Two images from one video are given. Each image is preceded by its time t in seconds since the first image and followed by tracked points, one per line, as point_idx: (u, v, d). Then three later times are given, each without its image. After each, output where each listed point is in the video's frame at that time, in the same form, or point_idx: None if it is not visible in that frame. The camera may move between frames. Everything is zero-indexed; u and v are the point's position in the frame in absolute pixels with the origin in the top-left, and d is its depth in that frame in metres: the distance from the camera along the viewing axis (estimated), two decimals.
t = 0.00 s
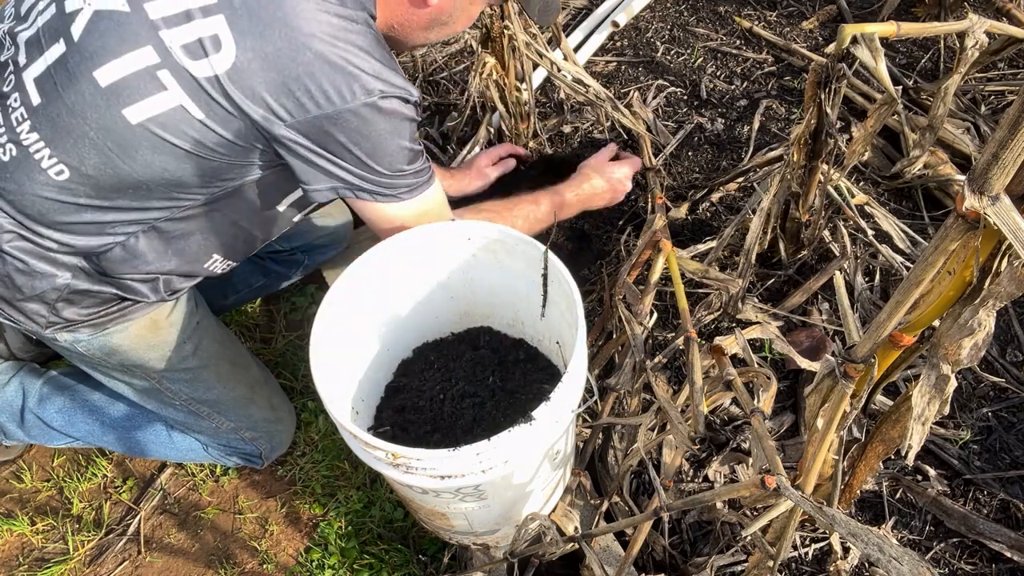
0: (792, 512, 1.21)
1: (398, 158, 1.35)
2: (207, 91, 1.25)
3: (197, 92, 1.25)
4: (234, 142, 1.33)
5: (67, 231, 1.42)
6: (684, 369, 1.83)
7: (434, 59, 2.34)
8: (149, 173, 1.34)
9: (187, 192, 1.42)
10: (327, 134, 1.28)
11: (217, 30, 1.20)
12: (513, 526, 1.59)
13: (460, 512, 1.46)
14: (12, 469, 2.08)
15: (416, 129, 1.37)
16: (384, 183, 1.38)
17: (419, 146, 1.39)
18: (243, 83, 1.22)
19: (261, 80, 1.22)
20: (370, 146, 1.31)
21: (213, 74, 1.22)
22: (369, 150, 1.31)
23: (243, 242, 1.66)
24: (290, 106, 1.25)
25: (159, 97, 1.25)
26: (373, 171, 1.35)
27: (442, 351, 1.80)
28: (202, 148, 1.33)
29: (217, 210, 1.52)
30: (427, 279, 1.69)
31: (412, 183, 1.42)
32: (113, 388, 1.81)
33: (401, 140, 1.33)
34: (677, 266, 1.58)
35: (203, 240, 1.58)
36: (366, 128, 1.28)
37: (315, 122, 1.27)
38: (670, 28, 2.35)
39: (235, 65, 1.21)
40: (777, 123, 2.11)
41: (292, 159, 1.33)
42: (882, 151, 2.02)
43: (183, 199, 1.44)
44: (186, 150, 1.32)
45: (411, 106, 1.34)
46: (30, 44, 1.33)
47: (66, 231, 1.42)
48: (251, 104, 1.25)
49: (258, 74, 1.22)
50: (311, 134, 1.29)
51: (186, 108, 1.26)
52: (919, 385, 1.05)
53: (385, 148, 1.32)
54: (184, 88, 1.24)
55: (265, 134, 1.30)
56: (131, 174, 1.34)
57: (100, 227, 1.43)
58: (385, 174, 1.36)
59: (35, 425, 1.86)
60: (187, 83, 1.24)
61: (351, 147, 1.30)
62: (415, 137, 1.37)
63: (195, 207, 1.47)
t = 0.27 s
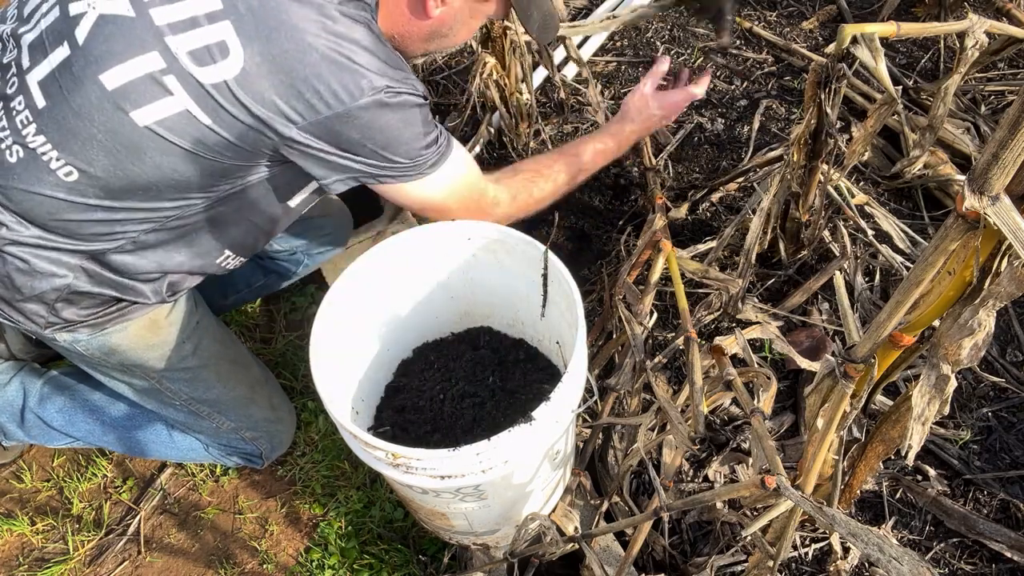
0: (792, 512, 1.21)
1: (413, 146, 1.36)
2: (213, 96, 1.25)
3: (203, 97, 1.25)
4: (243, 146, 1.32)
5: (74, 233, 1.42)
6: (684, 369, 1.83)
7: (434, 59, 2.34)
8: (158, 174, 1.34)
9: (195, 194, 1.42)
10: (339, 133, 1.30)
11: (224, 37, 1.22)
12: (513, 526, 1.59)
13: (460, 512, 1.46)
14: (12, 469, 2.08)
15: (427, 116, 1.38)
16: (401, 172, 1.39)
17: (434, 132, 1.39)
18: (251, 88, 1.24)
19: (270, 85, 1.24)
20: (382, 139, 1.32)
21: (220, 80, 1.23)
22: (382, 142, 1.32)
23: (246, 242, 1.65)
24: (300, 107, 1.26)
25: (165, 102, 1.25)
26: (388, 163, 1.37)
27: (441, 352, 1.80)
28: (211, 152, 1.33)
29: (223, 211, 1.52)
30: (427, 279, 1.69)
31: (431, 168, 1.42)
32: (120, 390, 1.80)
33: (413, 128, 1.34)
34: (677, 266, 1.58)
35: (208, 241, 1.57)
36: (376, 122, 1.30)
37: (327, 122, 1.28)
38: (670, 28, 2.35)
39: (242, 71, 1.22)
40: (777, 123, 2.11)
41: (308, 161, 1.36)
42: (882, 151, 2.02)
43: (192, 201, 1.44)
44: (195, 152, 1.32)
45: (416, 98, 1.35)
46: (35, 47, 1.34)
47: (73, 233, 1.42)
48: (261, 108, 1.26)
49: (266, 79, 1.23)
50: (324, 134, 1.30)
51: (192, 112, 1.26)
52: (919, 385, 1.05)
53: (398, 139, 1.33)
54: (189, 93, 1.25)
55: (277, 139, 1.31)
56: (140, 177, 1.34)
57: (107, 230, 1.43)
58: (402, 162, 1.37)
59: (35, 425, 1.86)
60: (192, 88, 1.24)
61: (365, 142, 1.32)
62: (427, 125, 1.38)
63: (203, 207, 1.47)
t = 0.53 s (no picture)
0: (792, 512, 1.21)
1: (395, 155, 1.36)
2: (215, 81, 1.25)
3: (206, 81, 1.25)
4: (241, 136, 1.31)
5: (75, 225, 1.40)
6: (684, 369, 1.83)
7: (434, 59, 2.34)
8: (157, 164, 1.32)
9: (194, 189, 1.39)
10: (333, 123, 1.27)
11: (229, 18, 1.22)
12: (513, 525, 1.59)
13: (460, 512, 1.46)
14: (12, 469, 2.08)
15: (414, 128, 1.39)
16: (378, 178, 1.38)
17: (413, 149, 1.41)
18: (253, 71, 1.23)
19: (270, 67, 1.23)
20: (374, 138, 1.31)
21: (224, 61, 1.23)
22: (371, 143, 1.31)
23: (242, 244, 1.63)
24: (298, 92, 1.24)
25: (168, 87, 1.25)
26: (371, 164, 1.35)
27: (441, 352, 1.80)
28: (210, 143, 1.31)
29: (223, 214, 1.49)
30: (427, 279, 1.69)
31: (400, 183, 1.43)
32: (121, 392, 1.80)
33: (399, 138, 1.34)
34: (677, 266, 1.58)
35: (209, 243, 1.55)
36: (373, 119, 1.28)
37: (323, 109, 1.26)
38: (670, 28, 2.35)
39: (246, 50, 1.22)
40: (777, 123, 2.11)
41: (291, 150, 1.31)
42: (882, 151, 2.02)
43: (192, 198, 1.41)
44: (195, 142, 1.30)
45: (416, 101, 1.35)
46: (42, 39, 1.35)
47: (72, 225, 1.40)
48: (260, 93, 1.24)
49: (268, 61, 1.22)
50: (316, 122, 1.27)
51: (193, 98, 1.26)
52: (919, 385, 1.05)
53: (387, 141, 1.33)
54: (192, 78, 1.25)
55: (268, 122, 1.28)
56: (139, 166, 1.32)
57: (106, 223, 1.41)
58: (379, 170, 1.37)
59: (35, 425, 1.86)
60: (195, 72, 1.24)
61: (354, 138, 1.30)
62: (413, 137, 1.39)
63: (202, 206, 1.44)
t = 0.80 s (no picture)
0: (792, 512, 1.21)
1: (424, 175, 1.38)
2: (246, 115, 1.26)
3: (236, 113, 1.26)
4: (268, 164, 1.33)
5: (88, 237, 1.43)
6: (684, 369, 1.84)
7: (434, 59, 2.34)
8: (179, 184, 1.36)
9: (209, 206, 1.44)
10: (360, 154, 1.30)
11: (263, 57, 1.23)
12: (513, 526, 1.59)
13: (460, 512, 1.46)
14: (12, 469, 2.08)
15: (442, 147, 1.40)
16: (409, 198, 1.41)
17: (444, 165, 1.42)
18: (282, 107, 1.25)
19: (299, 104, 1.25)
20: (401, 163, 1.33)
21: (256, 97, 1.24)
22: (399, 168, 1.33)
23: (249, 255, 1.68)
24: (327, 126, 1.27)
25: (198, 116, 1.27)
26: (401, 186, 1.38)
27: (441, 351, 1.80)
28: (232, 167, 1.34)
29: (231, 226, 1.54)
30: (427, 279, 1.69)
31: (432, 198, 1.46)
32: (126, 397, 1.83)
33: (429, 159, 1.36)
34: (677, 266, 1.58)
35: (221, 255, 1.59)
36: (400, 146, 1.30)
37: (351, 142, 1.28)
38: (670, 28, 2.35)
39: (277, 88, 1.23)
40: (777, 123, 2.11)
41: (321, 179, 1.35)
42: (881, 151, 2.02)
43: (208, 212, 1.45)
44: (217, 165, 1.34)
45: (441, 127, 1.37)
46: (66, 53, 1.34)
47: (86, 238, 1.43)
48: (289, 127, 1.27)
49: (297, 98, 1.24)
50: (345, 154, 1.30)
51: (223, 128, 1.28)
52: (919, 385, 1.05)
53: (415, 165, 1.35)
54: (222, 109, 1.26)
55: (299, 155, 1.31)
56: (162, 185, 1.35)
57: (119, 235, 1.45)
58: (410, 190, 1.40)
59: (35, 426, 1.86)
60: (226, 105, 1.26)
61: (382, 165, 1.32)
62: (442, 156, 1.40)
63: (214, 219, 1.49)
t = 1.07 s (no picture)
0: (792, 511, 1.21)
1: (411, 186, 1.38)
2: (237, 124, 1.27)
3: (227, 122, 1.27)
4: (257, 172, 1.34)
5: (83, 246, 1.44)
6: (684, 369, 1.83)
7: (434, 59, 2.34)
8: (171, 192, 1.37)
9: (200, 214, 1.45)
10: (349, 163, 1.29)
11: (253, 64, 1.23)
12: (513, 526, 1.59)
13: (460, 513, 1.46)
14: (12, 469, 2.08)
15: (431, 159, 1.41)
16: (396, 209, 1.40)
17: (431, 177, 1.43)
18: (274, 115, 1.24)
19: (291, 112, 1.24)
20: (390, 173, 1.32)
21: (248, 105, 1.25)
22: (388, 177, 1.33)
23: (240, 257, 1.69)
24: (316, 134, 1.26)
25: (190, 125, 1.27)
26: (388, 197, 1.37)
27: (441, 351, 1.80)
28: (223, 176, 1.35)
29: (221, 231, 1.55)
30: (427, 279, 1.69)
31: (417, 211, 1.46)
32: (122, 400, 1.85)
33: (417, 171, 1.36)
34: (677, 266, 1.58)
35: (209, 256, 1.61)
36: (390, 156, 1.30)
37: (340, 150, 1.28)
38: (670, 28, 2.35)
39: (268, 96, 1.23)
40: (777, 123, 2.11)
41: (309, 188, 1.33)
42: (882, 151, 2.02)
43: (199, 218, 1.47)
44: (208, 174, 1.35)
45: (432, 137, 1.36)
46: (58, 61, 1.35)
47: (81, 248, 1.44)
48: (279, 134, 1.26)
49: (288, 105, 1.24)
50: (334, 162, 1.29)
51: (215, 137, 1.28)
52: (919, 385, 1.05)
53: (404, 175, 1.34)
54: (214, 118, 1.27)
55: (288, 163, 1.30)
56: (153, 194, 1.36)
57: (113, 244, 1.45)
58: (396, 202, 1.39)
59: (36, 426, 1.86)
60: (218, 114, 1.26)
61: (371, 175, 1.31)
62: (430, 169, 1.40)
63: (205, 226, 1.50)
